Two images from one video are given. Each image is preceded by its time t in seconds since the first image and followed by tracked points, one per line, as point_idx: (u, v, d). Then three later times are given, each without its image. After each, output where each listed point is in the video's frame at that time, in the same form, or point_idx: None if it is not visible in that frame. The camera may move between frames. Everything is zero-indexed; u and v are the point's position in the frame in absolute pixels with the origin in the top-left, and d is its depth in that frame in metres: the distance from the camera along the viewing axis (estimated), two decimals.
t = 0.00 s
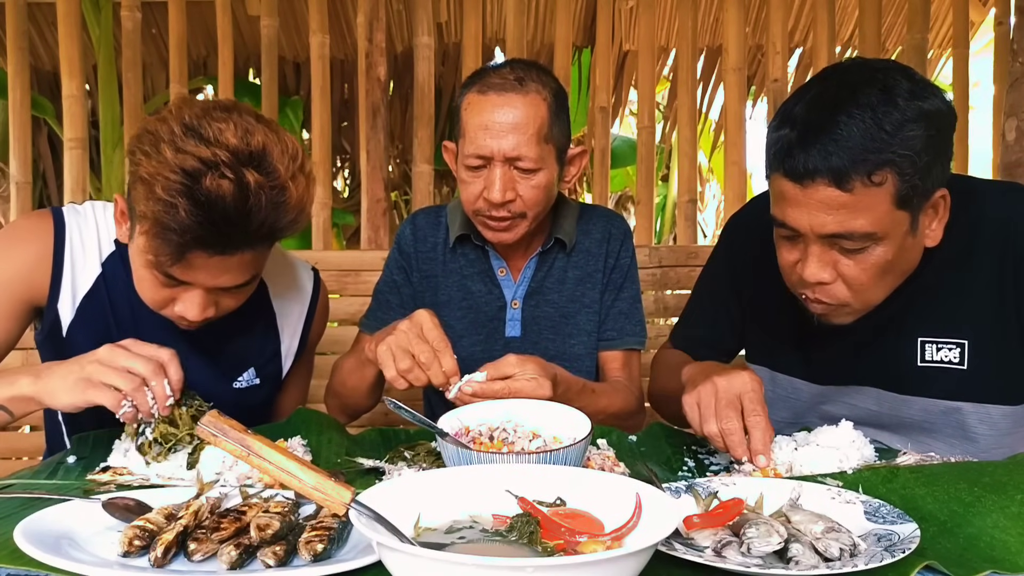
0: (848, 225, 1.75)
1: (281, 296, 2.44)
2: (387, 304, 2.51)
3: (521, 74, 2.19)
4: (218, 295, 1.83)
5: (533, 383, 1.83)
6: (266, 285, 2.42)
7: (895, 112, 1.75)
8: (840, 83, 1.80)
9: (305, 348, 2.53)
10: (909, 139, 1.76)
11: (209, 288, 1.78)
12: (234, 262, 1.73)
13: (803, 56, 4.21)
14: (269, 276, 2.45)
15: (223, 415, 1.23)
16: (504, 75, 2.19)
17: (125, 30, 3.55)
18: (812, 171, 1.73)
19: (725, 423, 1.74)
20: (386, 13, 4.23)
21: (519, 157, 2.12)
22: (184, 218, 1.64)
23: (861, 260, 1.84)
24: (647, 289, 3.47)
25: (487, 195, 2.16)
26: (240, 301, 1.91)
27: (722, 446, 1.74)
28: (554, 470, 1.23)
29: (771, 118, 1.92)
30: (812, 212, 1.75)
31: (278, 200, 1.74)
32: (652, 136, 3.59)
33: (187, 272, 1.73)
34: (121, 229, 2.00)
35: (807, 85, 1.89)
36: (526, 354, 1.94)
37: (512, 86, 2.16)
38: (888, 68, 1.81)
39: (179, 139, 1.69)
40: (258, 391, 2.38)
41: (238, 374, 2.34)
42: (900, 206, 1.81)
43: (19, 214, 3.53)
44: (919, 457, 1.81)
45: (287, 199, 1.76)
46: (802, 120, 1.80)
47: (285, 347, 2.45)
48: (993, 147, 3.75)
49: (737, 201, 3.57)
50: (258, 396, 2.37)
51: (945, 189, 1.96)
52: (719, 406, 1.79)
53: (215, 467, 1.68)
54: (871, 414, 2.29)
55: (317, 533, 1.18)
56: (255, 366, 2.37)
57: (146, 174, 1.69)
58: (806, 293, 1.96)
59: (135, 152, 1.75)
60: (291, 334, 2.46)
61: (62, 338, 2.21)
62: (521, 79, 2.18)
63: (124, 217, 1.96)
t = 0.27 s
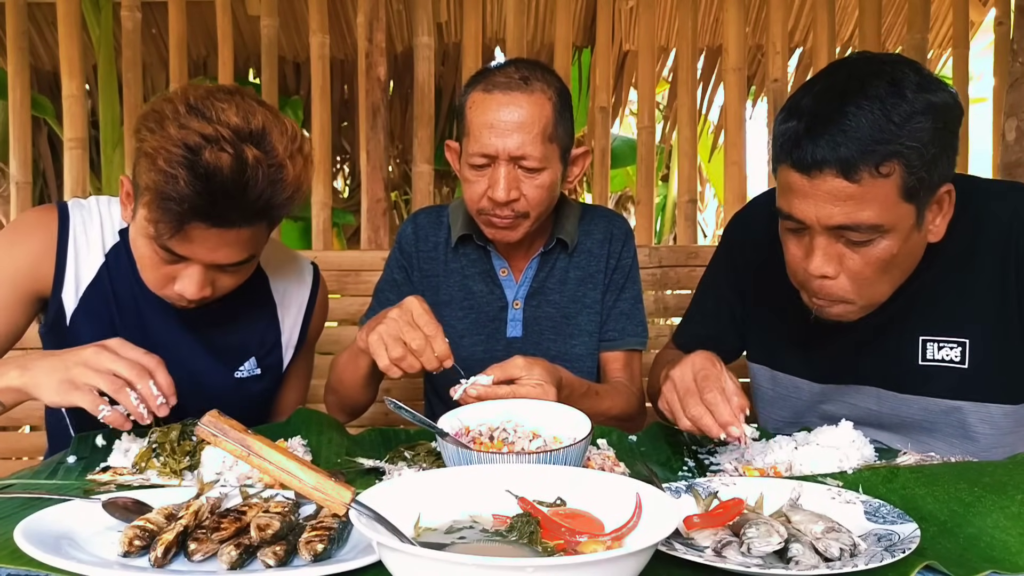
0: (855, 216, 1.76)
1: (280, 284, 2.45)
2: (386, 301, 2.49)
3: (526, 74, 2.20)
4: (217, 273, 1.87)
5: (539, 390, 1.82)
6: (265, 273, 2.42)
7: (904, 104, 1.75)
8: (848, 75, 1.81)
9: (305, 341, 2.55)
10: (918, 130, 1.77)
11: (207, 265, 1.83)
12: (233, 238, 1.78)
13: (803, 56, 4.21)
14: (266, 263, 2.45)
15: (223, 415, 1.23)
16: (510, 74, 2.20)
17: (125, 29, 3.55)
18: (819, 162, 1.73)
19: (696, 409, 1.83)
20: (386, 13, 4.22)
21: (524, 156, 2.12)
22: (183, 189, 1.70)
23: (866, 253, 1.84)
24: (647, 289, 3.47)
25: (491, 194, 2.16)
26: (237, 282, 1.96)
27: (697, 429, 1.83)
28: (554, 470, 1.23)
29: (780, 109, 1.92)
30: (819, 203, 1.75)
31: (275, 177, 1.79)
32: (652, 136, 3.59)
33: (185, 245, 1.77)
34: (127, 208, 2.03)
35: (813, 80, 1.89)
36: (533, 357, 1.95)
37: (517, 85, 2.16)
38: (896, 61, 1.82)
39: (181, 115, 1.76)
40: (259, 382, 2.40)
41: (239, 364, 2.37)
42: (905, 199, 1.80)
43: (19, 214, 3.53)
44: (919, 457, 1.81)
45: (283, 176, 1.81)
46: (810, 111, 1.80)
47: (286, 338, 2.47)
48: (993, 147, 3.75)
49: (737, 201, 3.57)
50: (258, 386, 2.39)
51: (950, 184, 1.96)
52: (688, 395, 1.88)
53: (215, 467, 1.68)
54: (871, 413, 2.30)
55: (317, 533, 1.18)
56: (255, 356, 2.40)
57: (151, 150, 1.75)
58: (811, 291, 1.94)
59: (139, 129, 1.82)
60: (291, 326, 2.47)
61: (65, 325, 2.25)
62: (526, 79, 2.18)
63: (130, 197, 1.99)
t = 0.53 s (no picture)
0: (843, 209, 1.75)
1: (280, 273, 2.47)
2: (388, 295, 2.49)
3: (532, 73, 2.19)
4: (220, 249, 1.90)
5: (543, 396, 1.81)
6: (263, 262, 2.43)
7: (899, 100, 1.76)
8: (851, 70, 1.81)
9: (306, 337, 2.56)
10: (911, 127, 1.76)
11: (211, 239, 1.86)
12: (237, 210, 1.82)
13: (803, 56, 4.21)
14: (268, 258, 2.45)
15: (223, 415, 1.23)
16: (515, 73, 2.19)
17: (125, 29, 3.55)
18: (811, 152, 1.74)
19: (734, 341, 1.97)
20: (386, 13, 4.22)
21: (529, 154, 2.12)
22: (190, 158, 1.74)
23: (853, 247, 1.83)
24: (647, 289, 3.47)
25: (495, 192, 2.15)
26: (239, 262, 1.97)
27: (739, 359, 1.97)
28: (555, 470, 1.23)
29: (781, 103, 1.93)
30: (808, 193, 1.76)
31: (278, 152, 1.84)
32: (652, 136, 3.59)
33: (189, 216, 1.79)
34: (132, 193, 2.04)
35: (814, 75, 1.90)
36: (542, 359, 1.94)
37: (522, 84, 2.16)
38: (899, 60, 1.82)
39: (189, 93, 1.82)
40: (259, 375, 2.43)
41: (240, 356, 2.40)
42: (895, 195, 1.80)
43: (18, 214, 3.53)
44: (919, 457, 1.81)
45: (286, 151, 1.86)
46: (808, 103, 1.81)
47: (286, 332, 2.48)
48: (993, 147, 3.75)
49: (738, 201, 3.57)
50: (259, 379, 2.42)
51: (944, 187, 1.95)
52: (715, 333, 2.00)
53: (215, 466, 1.68)
54: (871, 415, 2.28)
55: (317, 533, 1.18)
56: (256, 349, 2.42)
57: (159, 124, 1.81)
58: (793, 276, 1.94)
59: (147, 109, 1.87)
60: (291, 321, 2.48)
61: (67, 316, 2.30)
62: (532, 78, 2.18)
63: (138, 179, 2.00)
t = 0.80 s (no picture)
0: (830, 227, 1.76)
1: (282, 266, 2.49)
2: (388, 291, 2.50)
3: (535, 72, 2.19)
4: (226, 233, 1.93)
5: (547, 391, 1.82)
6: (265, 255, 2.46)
7: (884, 118, 1.75)
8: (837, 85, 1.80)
9: (307, 334, 2.56)
10: (896, 145, 1.76)
11: (216, 223, 1.89)
12: (241, 193, 1.85)
13: (803, 56, 4.21)
14: (268, 250, 2.49)
15: (223, 415, 1.23)
16: (519, 71, 2.19)
17: (125, 30, 3.55)
18: (795, 171, 1.73)
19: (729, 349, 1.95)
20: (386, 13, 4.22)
21: (533, 152, 2.13)
22: (196, 138, 1.80)
23: (841, 263, 1.84)
24: (647, 289, 3.47)
25: (499, 189, 2.15)
26: (244, 247, 2.01)
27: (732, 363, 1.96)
28: (555, 470, 1.23)
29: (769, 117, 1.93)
30: (796, 212, 1.76)
31: (283, 136, 1.89)
32: (652, 136, 3.59)
33: (194, 198, 1.84)
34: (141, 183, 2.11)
35: (804, 85, 1.89)
36: (547, 356, 1.94)
37: (527, 82, 2.16)
38: (887, 74, 1.81)
39: (196, 80, 1.89)
40: (261, 369, 2.44)
41: (243, 348, 2.42)
42: (881, 212, 1.80)
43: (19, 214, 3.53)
44: (919, 457, 1.81)
45: (290, 135, 1.91)
46: (795, 118, 1.81)
47: (289, 326, 2.49)
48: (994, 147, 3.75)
49: (737, 201, 3.57)
50: (261, 373, 2.43)
51: (935, 199, 1.95)
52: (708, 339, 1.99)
53: (215, 467, 1.68)
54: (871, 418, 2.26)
55: (317, 533, 1.18)
56: (259, 342, 2.43)
57: (167, 109, 1.87)
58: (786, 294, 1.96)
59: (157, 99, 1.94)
60: (293, 315, 2.49)
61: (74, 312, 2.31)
62: (536, 76, 2.18)
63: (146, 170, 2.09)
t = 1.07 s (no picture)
0: (836, 228, 1.76)
1: (286, 264, 2.49)
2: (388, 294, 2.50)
3: (534, 73, 2.19)
4: (220, 224, 1.96)
5: (546, 395, 1.82)
6: (270, 254, 2.47)
7: (885, 118, 1.74)
8: (835, 85, 1.80)
9: (311, 332, 2.56)
10: (898, 145, 1.76)
11: (210, 213, 1.92)
12: (236, 183, 1.89)
13: (803, 56, 4.21)
14: (273, 248, 2.49)
15: (223, 415, 1.23)
16: (517, 72, 2.19)
17: (125, 30, 3.55)
18: (800, 174, 1.73)
19: (704, 425, 1.82)
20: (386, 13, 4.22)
21: (531, 154, 2.12)
22: (192, 125, 1.85)
23: (849, 263, 1.84)
24: (647, 289, 3.47)
25: (498, 191, 2.15)
26: (241, 241, 2.03)
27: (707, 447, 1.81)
28: (555, 470, 1.23)
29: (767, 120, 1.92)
30: (801, 216, 1.76)
31: (276, 128, 1.93)
32: (651, 136, 3.59)
33: (188, 184, 1.87)
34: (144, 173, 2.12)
35: (802, 88, 1.89)
36: (548, 359, 1.94)
37: (525, 84, 2.16)
38: (884, 73, 1.81)
39: (200, 72, 1.94)
40: (265, 364, 2.44)
41: (248, 345, 2.42)
42: (887, 211, 1.80)
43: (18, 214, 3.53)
44: (919, 457, 1.81)
45: (284, 129, 1.94)
46: (795, 122, 1.80)
47: (294, 322, 2.48)
48: (994, 146, 3.74)
49: (738, 201, 3.57)
50: (265, 369, 2.43)
51: (938, 194, 1.96)
52: (699, 413, 1.88)
53: (215, 466, 1.68)
54: (870, 418, 2.27)
55: (317, 533, 1.18)
56: (263, 338, 2.43)
57: (168, 98, 1.92)
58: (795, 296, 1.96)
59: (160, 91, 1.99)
60: (297, 313, 2.48)
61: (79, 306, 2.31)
62: (534, 78, 2.18)
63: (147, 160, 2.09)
